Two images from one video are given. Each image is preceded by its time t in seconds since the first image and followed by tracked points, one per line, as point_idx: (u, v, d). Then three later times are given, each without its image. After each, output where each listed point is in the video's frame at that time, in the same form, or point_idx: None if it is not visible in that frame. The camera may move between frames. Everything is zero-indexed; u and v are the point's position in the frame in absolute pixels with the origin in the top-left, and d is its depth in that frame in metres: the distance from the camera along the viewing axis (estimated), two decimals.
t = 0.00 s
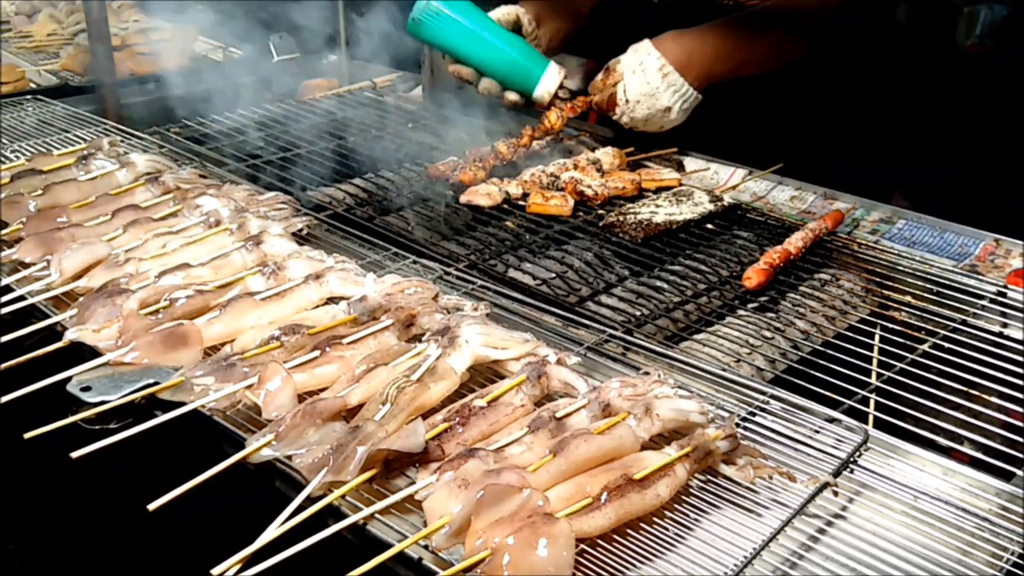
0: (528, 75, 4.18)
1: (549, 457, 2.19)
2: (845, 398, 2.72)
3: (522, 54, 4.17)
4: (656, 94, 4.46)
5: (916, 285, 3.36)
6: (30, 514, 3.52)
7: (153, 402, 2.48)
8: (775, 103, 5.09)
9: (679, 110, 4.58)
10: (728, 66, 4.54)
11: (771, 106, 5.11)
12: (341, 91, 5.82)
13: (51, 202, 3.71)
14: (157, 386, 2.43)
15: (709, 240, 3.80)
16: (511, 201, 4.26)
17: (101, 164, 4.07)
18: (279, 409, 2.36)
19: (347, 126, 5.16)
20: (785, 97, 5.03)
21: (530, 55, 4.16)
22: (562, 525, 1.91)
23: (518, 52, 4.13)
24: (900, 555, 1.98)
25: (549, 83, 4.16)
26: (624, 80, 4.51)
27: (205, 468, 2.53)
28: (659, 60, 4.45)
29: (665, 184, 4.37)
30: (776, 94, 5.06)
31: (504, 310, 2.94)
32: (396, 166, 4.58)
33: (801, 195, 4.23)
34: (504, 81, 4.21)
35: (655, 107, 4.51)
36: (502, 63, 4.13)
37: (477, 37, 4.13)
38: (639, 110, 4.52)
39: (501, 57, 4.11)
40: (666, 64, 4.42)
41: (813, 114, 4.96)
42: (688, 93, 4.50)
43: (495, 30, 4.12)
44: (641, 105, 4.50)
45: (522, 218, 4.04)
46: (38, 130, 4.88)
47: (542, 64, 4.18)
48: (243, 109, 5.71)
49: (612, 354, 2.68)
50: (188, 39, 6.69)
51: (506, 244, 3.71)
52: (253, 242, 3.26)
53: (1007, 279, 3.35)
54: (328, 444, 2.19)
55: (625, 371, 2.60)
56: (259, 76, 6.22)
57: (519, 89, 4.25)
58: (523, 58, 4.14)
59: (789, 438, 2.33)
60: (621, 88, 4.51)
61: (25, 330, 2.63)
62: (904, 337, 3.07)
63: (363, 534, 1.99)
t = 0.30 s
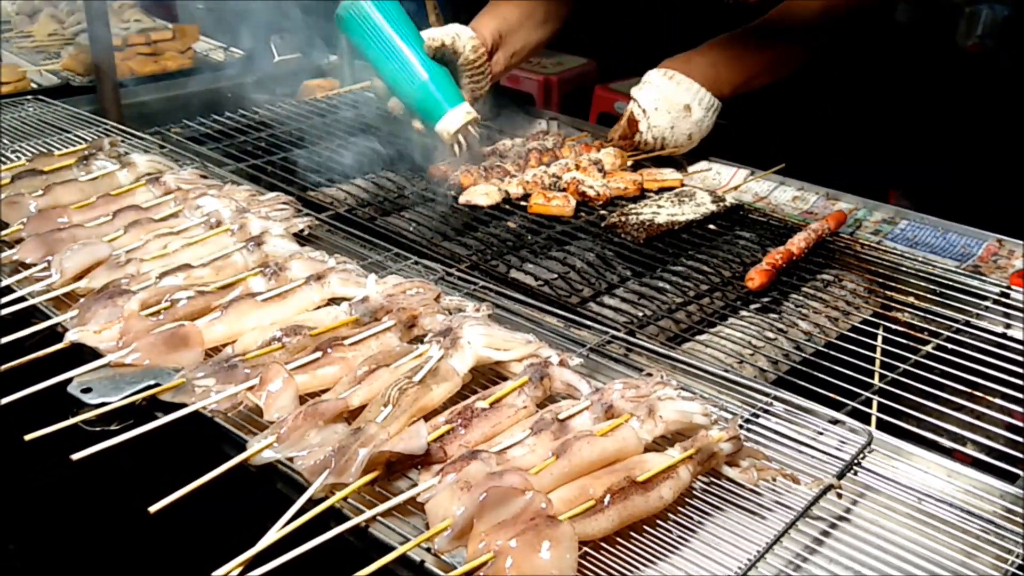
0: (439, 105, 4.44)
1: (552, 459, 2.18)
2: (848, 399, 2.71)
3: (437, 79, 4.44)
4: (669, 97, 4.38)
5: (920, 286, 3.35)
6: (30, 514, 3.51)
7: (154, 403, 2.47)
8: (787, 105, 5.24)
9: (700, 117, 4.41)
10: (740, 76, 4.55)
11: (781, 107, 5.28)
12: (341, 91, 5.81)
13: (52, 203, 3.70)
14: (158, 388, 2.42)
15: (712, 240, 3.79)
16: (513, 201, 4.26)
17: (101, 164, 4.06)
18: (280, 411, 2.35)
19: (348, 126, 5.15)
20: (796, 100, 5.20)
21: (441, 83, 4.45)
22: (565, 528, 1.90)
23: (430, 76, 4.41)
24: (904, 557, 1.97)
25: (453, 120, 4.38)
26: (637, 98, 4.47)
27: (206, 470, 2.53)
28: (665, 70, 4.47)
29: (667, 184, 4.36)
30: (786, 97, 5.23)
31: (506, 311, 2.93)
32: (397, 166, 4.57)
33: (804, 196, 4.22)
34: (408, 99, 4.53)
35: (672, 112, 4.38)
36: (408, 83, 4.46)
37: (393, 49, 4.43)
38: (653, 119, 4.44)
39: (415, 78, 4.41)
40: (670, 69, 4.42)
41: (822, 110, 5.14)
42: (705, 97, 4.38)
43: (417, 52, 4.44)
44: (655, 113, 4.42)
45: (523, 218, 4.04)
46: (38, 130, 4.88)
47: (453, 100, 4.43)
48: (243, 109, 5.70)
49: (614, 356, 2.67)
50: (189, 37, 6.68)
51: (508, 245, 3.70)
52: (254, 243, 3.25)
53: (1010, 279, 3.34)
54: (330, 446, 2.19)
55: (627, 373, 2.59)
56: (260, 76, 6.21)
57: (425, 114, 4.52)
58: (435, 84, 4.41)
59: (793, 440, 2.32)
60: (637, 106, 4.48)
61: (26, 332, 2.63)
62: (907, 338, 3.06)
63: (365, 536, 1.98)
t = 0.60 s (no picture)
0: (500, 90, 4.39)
1: (557, 457, 2.17)
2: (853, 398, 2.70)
3: (494, 68, 4.38)
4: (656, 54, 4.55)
5: (925, 284, 3.34)
6: (32, 513, 3.50)
7: (157, 401, 2.46)
8: (778, 107, 5.27)
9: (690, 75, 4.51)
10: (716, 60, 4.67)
11: (774, 109, 5.30)
12: (343, 90, 5.80)
13: (53, 201, 3.69)
14: (162, 386, 2.42)
15: (715, 239, 3.78)
16: (515, 199, 4.25)
17: (103, 163, 4.05)
18: (285, 408, 2.34)
19: (350, 125, 5.14)
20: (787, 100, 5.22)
21: (499, 72, 4.39)
22: (571, 526, 1.90)
23: (488, 64, 4.35)
24: (911, 556, 1.96)
25: (518, 102, 4.36)
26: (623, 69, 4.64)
27: (210, 468, 2.52)
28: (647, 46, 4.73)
29: (669, 183, 4.35)
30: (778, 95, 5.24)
31: (510, 309, 2.92)
32: (399, 165, 4.55)
33: (807, 194, 4.21)
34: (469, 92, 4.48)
35: (655, 62, 4.51)
36: (467, 74, 4.39)
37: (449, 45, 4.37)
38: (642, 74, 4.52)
39: (474, 68, 4.35)
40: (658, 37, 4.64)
41: (812, 112, 5.11)
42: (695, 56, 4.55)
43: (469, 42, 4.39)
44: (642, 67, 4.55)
45: (526, 217, 4.03)
46: (40, 128, 4.87)
47: (513, 83, 4.39)
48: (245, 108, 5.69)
49: (618, 354, 2.66)
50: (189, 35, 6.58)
51: (511, 243, 3.69)
52: (257, 241, 3.25)
53: (1015, 278, 3.33)
54: (334, 444, 2.18)
55: (631, 371, 2.58)
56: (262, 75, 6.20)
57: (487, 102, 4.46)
58: (494, 71, 4.35)
59: (799, 438, 2.31)
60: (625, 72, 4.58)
61: (28, 330, 2.62)
62: (912, 336, 3.05)
63: (370, 534, 1.98)
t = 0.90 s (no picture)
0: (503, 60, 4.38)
1: (558, 457, 2.17)
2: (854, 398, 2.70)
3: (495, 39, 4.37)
4: (645, 93, 4.49)
5: (926, 284, 3.34)
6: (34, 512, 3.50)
7: (157, 401, 2.46)
8: (780, 99, 5.13)
9: (674, 114, 4.51)
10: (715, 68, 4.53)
11: (775, 100, 5.16)
12: (343, 89, 5.80)
13: (54, 201, 3.69)
14: (162, 386, 2.41)
15: (715, 239, 3.78)
16: (516, 199, 4.25)
17: (104, 162, 4.05)
18: (285, 408, 2.34)
19: (350, 125, 5.14)
20: (785, 93, 5.10)
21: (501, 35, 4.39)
22: (572, 526, 1.89)
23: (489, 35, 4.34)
24: (912, 555, 1.96)
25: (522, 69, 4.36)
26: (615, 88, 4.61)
27: (211, 468, 2.52)
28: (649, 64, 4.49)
29: (670, 183, 4.35)
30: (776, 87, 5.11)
31: (510, 309, 2.92)
32: (400, 164, 4.55)
33: (808, 194, 4.20)
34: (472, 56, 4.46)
35: (644, 106, 4.50)
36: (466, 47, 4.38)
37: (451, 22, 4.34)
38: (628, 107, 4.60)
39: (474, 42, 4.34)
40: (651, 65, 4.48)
41: (814, 105, 5.02)
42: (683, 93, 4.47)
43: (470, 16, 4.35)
44: (630, 107, 4.57)
45: (527, 216, 4.03)
46: (40, 128, 4.86)
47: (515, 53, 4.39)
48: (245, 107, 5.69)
49: (619, 354, 2.66)
50: (190, 36, 6.60)
51: (512, 243, 3.69)
52: (257, 241, 3.25)
53: (1015, 278, 3.33)
54: (335, 444, 2.18)
55: (632, 371, 2.58)
56: (262, 74, 6.20)
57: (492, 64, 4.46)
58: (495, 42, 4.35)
59: (800, 439, 2.31)
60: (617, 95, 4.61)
61: (29, 330, 2.62)
62: (913, 336, 3.05)
63: (371, 534, 1.98)
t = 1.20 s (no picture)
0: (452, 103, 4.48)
1: (559, 456, 2.16)
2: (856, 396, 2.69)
3: (451, 78, 4.47)
4: (644, 98, 4.47)
5: (927, 283, 3.33)
6: (34, 511, 3.47)
7: (157, 399, 2.46)
8: (786, 97, 5.15)
9: (675, 116, 4.50)
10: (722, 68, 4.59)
11: (780, 100, 5.18)
12: (343, 88, 5.79)
13: (54, 199, 3.69)
14: (162, 384, 2.41)
15: (717, 237, 3.78)
16: (516, 197, 4.24)
17: (104, 161, 4.05)
18: (285, 407, 2.33)
19: (350, 123, 5.14)
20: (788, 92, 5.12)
21: (455, 82, 4.47)
22: (573, 525, 1.89)
23: (444, 74, 4.44)
24: (914, 554, 1.96)
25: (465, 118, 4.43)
26: (614, 96, 4.60)
27: (211, 466, 2.52)
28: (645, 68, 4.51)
29: (671, 181, 4.35)
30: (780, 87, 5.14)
31: (511, 308, 2.91)
32: (400, 163, 4.55)
33: (809, 192, 4.20)
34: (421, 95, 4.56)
35: (646, 112, 4.50)
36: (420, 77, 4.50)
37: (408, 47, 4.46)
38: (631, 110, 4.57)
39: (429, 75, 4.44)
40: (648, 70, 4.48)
41: (818, 104, 5.04)
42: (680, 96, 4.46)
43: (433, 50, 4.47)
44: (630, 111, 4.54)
45: (528, 215, 4.02)
46: (40, 127, 4.86)
47: (466, 99, 4.47)
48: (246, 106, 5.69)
49: (620, 353, 2.66)
50: (191, 34, 6.63)
51: (512, 242, 3.68)
52: (258, 239, 3.24)
53: (1017, 276, 3.32)
54: (335, 443, 2.18)
55: (633, 370, 2.57)
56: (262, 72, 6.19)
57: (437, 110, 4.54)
58: (448, 82, 4.44)
59: (801, 438, 2.31)
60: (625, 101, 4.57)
61: (28, 328, 2.61)
62: (914, 335, 3.04)
63: (372, 533, 1.98)
